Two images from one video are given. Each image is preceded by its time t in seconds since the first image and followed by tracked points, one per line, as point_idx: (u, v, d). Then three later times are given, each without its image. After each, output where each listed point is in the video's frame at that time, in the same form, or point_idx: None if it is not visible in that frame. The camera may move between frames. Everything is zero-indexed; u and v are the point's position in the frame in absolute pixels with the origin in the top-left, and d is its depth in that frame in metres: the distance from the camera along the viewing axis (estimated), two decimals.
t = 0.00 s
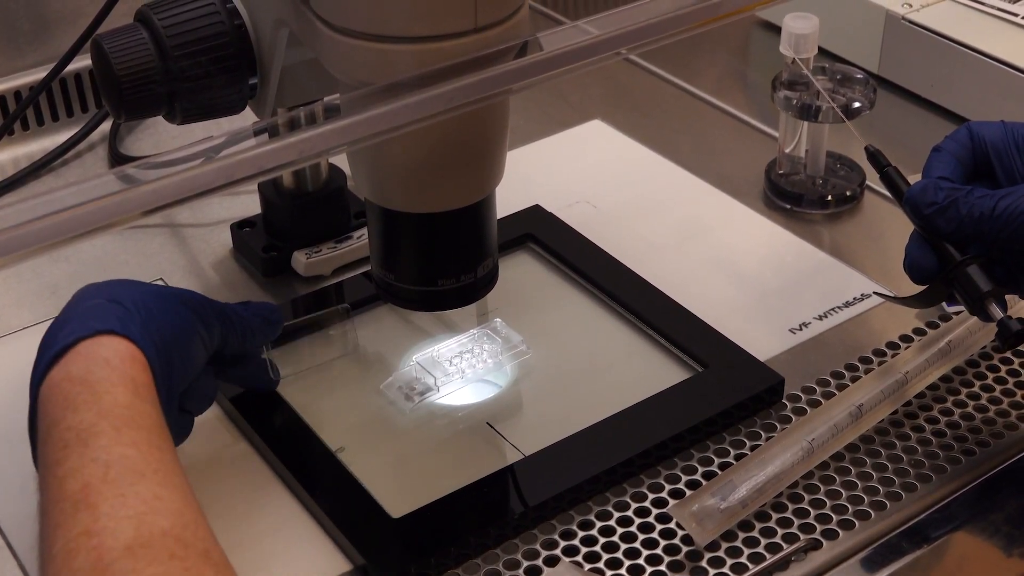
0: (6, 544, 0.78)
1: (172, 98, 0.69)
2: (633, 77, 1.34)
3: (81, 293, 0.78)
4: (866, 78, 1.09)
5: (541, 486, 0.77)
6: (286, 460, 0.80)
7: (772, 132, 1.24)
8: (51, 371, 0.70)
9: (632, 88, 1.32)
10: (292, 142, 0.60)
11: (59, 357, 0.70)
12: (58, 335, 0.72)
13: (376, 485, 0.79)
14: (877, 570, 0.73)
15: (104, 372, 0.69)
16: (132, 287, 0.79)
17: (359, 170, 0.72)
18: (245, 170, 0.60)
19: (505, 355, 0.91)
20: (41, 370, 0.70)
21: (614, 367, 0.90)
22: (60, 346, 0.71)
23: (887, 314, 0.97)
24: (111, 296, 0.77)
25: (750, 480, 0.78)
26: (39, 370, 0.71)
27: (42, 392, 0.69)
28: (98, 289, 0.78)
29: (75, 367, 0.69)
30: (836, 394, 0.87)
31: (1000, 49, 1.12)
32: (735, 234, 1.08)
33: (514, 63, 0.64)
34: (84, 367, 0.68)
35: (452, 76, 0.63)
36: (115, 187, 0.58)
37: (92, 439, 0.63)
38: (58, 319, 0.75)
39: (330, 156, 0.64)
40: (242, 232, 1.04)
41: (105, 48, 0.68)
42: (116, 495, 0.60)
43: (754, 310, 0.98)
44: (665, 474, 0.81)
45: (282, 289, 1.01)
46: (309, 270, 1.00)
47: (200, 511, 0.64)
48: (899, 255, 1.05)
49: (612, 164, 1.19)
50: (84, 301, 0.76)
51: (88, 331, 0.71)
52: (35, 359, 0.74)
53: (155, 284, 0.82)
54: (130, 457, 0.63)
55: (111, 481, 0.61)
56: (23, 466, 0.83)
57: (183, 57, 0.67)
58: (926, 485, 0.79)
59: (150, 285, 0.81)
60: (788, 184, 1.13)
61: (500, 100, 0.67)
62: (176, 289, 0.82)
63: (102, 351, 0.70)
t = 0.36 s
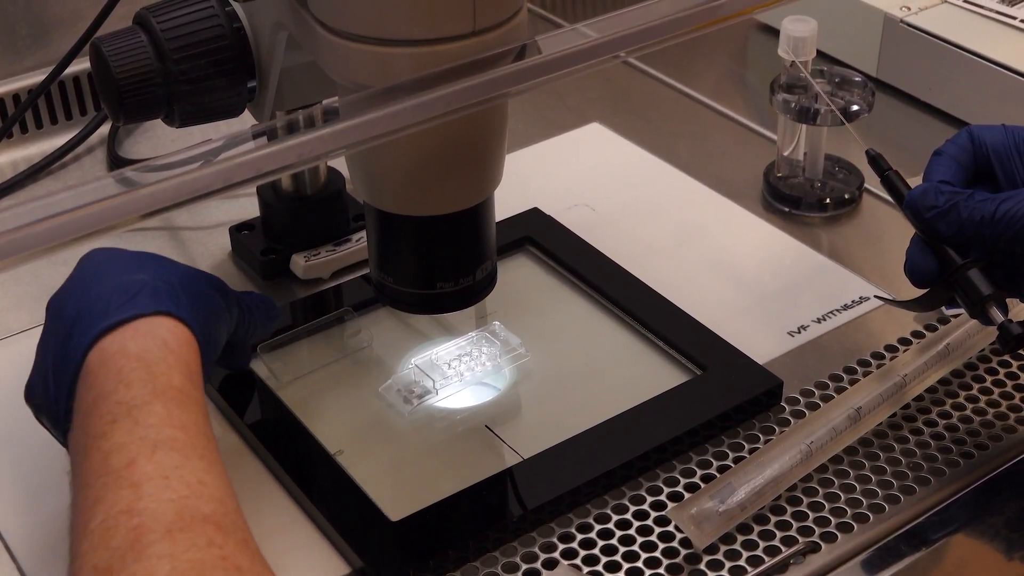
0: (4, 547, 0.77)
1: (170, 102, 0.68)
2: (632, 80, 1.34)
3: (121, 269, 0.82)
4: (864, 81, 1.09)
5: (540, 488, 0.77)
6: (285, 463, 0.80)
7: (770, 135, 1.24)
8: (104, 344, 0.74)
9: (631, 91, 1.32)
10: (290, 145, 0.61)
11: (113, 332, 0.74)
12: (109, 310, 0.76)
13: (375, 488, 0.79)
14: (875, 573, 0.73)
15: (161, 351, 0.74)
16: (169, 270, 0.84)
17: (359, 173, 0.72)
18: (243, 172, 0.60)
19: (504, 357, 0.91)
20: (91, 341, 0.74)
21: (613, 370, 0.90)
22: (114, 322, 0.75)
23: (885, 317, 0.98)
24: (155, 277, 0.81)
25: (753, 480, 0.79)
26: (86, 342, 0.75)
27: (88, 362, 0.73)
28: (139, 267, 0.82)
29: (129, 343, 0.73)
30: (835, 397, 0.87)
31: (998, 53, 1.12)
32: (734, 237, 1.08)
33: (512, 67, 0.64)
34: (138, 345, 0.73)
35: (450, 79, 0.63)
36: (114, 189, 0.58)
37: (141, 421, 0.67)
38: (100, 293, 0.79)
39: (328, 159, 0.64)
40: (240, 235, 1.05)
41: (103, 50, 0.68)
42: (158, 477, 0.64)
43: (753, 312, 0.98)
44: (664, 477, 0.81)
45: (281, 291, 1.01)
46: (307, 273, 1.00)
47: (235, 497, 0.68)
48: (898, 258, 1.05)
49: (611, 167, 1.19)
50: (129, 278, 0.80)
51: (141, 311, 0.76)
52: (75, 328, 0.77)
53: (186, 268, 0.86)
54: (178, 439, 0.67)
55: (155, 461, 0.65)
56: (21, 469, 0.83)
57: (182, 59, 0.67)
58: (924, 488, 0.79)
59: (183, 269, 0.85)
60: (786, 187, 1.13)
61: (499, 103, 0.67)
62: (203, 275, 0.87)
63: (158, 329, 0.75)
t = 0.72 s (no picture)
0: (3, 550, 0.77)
1: (168, 104, 0.68)
2: (631, 83, 1.34)
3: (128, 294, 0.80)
4: (863, 84, 1.09)
5: (539, 491, 0.77)
6: (283, 466, 0.80)
7: (769, 137, 1.25)
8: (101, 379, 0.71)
9: (630, 94, 1.32)
10: (289, 147, 0.61)
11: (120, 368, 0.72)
12: (110, 341, 0.74)
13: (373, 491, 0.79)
14: None
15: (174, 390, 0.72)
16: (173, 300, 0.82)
17: (357, 176, 0.72)
18: (243, 175, 0.60)
19: (502, 360, 0.91)
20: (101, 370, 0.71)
21: (612, 373, 0.90)
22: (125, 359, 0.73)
23: (884, 319, 0.98)
24: (160, 306, 0.80)
25: (753, 483, 0.79)
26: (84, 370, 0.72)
27: (91, 404, 0.70)
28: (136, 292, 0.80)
29: (133, 382, 0.70)
30: (834, 399, 0.87)
31: (997, 55, 1.12)
32: (733, 239, 1.09)
33: (512, 70, 0.64)
34: (141, 384, 0.70)
35: (449, 82, 0.63)
36: (112, 192, 0.58)
37: (146, 469, 0.64)
38: (102, 319, 0.76)
39: (328, 162, 0.64)
40: (238, 237, 1.04)
41: (102, 53, 0.68)
42: (156, 505, 0.62)
43: (751, 315, 0.98)
44: (663, 480, 0.81)
45: (279, 294, 1.01)
46: (306, 275, 1.00)
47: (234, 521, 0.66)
48: (896, 260, 1.05)
49: (610, 169, 1.19)
50: (127, 304, 0.78)
51: (145, 345, 0.73)
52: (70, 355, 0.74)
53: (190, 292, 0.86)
54: (180, 487, 0.64)
55: (150, 488, 0.63)
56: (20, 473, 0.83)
57: (181, 63, 0.67)
58: (923, 490, 0.79)
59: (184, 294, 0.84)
60: (785, 189, 1.13)
61: (497, 106, 0.67)
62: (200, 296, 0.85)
63: (157, 359, 0.73)
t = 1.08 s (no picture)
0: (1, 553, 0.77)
1: (166, 107, 0.68)
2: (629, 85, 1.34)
3: (670, 397, 0.79)
4: (861, 87, 1.09)
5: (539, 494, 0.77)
6: (282, 468, 0.80)
7: (767, 140, 1.25)
8: (568, 549, 0.73)
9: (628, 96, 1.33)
10: (288, 150, 0.61)
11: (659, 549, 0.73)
12: (593, 468, 0.75)
13: (372, 494, 0.79)
14: None
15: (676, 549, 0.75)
16: (575, 349, 0.84)
17: (356, 178, 0.72)
18: (242, 178, 0.60)
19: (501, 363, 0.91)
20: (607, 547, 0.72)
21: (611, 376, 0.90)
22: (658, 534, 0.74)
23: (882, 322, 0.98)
24: (605, 402, 0.79)
25: (753, 487, 0.79)
26: (522, 449, 0.78)
27: None
28: (652, 399, 0.79)
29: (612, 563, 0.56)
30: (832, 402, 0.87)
31: (995, 58, 1.13)
32: (731, 242, 1.09)
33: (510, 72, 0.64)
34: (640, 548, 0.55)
35: (447, 85, 0.63)
36: (111, 196, 0.58)
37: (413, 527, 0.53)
38: (617, 445, 0.77)
39: (327, 164, 0.64)
40: (238, 240, 1.04)
41: (101, 56, 0.68)
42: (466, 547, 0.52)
43: (750, 318, 0.98)
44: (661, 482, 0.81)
45: (278, 297, 1.01)
46: (306, 278, 1.00)
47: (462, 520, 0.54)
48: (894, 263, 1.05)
49: (609, 172, 1.19)
50: (634, 419, 0.78)
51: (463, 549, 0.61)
52: (540, 459, 0.77)
53: (654, 362, 0.82)
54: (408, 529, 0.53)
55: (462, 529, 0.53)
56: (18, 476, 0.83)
57: (179, 66, 0.67)
58: (922, 492, 0.79)
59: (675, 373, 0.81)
60: (783, 193, 1.13)
61: (496, 108, 0.67)
62: (692, 339, 0.82)
63: (648, 552, 0.72)
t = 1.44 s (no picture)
0: None
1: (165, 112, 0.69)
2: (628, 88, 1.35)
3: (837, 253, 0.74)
4: (859, 89, 1.09)
5: (537, 496, 0.77)
6: (281, 471, 0.80)
7: (765, 142, 1.25)
8: (770, 343, 0.70)
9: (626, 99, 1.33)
10: (287, 153, 0.61)
11: (842, 383, 0.66)
12: (804, 351, 0.67)
13: (371, 498, 0.79)
14: None
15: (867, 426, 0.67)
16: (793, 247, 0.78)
17: (354, 182, 0.72)
18: (240, 181, 0.60)
19: (500, 365, 0.91)
20: (782, 368, 0.67)
21: (610, 378, 0.90)
22: (852, 387, 0.67)
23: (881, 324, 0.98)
24: (801, 261, 0.74)
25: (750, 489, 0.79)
26: (730, 324, 0.75)
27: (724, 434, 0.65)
28: (831, 276, 0.72)
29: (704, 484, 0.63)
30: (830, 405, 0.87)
31: (993, 61, 1.13)
32: (730, 245, 1.09)
33: (508, 75, 0.64)
34: (748, 422, 0.64)
35: (445, 89, 0.63)
36: (109, 199, 0.58)
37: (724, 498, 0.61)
38: (813, 304, 0.71)
39: (325, 167, 0.64)
40: (236, 242, 1.04)
41: (99, 59, 0.68)
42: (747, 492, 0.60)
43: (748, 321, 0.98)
44: (659, 485, 0.81)
45: (277, 300, 1.01)
46: (304, 281, 1.00)
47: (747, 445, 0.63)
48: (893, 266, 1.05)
49: (606, 175, 1.20)
50: (816, 283, 0.72)
51: (778, 371, 0.67)
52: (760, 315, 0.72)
53: (829, 253, 0.75)
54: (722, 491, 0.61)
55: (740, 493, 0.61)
56: (16, 479, 0.83)
57: (178, 69, 0.67)
58: (920, 495, 0.79)
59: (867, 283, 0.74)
60: (783, 195, 1.13)
61: (494, 111, 0.67)
62: (897, 226, 0.77)
63: (814, 383, 0.66)
